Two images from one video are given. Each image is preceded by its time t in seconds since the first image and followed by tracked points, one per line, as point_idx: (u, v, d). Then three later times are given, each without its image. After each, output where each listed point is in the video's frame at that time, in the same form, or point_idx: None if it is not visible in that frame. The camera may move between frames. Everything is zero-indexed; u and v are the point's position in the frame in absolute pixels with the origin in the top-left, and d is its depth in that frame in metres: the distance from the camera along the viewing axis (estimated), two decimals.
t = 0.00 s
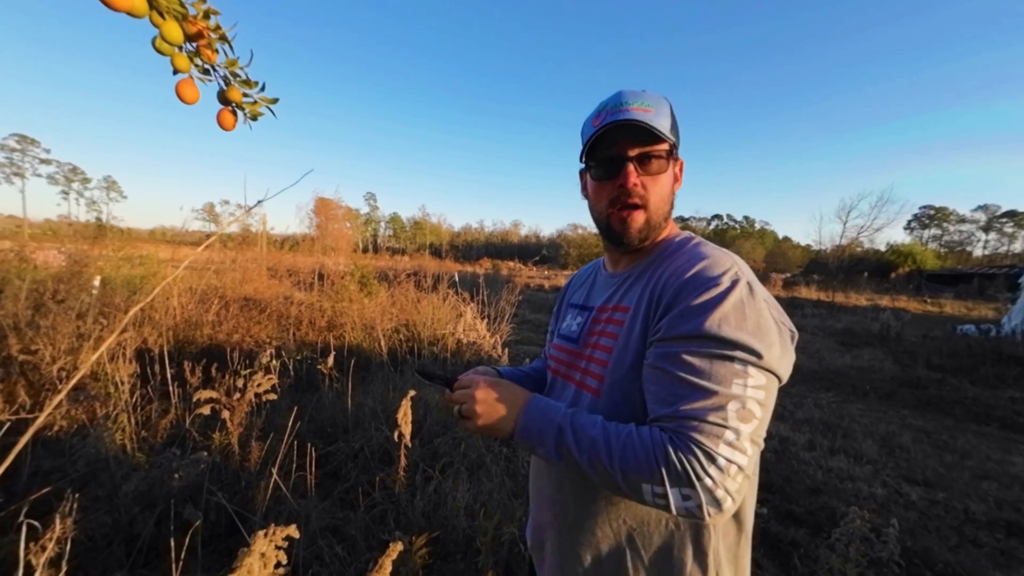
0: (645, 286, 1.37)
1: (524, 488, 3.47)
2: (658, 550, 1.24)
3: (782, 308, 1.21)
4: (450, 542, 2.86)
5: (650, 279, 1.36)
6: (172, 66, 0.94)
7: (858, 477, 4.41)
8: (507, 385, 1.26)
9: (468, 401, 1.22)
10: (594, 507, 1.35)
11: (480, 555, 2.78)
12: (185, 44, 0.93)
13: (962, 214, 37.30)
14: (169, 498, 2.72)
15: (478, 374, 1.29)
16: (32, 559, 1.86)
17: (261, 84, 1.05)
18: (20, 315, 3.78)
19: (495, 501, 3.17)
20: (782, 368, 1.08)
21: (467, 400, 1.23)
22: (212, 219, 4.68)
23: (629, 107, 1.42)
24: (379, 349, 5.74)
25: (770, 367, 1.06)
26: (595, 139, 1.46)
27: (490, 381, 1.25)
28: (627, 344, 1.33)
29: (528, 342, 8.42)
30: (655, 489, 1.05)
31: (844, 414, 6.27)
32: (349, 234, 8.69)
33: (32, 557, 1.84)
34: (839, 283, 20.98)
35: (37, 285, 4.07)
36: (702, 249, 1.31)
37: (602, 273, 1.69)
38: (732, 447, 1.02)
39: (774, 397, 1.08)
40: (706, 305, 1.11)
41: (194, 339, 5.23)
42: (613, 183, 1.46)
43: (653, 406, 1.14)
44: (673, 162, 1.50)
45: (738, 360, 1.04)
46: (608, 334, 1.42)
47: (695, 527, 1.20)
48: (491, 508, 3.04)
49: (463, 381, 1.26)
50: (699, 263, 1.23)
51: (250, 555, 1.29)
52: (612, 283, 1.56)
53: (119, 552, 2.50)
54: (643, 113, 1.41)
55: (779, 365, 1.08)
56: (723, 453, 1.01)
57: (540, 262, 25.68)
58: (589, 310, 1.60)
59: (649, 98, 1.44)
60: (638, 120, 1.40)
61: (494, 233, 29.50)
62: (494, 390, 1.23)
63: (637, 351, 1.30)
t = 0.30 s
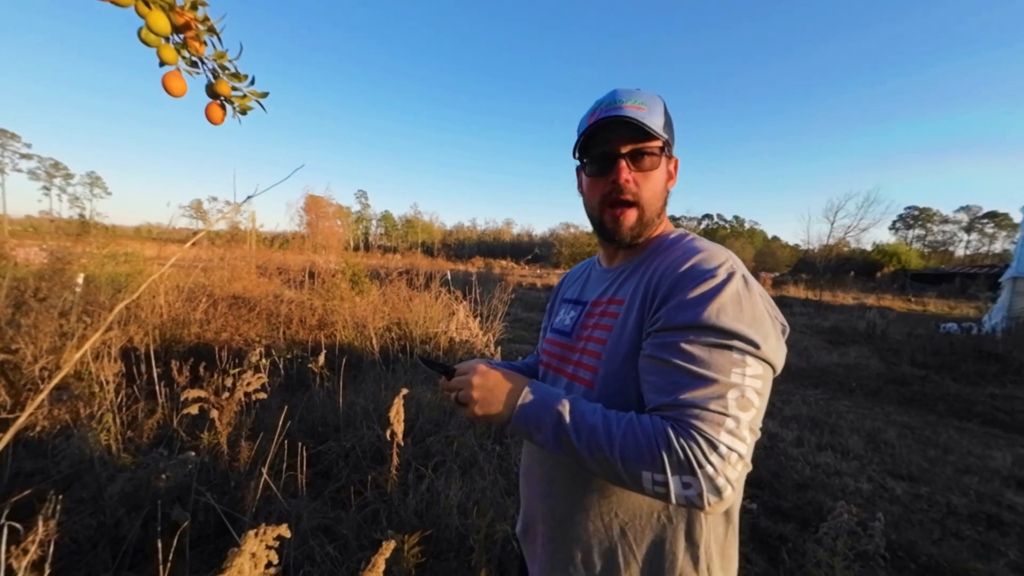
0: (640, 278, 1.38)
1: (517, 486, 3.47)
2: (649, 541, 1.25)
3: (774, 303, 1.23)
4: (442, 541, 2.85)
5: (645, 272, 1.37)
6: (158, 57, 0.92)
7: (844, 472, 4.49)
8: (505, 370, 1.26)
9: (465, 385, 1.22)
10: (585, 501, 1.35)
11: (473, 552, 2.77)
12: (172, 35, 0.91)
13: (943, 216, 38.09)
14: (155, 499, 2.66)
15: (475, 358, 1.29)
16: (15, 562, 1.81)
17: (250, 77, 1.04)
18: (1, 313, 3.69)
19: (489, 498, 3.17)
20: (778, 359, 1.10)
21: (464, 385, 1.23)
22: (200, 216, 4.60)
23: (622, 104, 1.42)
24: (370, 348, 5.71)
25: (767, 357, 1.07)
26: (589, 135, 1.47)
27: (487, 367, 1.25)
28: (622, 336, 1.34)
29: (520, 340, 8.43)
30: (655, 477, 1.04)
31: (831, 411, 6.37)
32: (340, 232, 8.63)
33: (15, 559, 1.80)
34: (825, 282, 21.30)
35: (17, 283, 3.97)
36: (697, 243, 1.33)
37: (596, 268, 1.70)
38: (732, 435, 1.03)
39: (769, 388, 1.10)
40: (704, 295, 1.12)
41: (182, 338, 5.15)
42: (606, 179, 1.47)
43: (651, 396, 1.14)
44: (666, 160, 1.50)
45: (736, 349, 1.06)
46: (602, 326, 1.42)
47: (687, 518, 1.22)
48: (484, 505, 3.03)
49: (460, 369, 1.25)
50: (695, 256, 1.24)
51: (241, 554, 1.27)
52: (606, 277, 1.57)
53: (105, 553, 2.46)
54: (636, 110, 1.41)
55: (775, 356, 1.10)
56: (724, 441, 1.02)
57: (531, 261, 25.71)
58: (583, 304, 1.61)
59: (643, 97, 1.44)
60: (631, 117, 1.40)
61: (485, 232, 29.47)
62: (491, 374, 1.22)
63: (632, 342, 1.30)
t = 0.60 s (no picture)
0: (648, 275, 1.38)
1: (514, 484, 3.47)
2: (647, 538, 1.26)
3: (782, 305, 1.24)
4: (439, 539, 2.86)
5: (652, 270, 1.38)
6: (154, 54, 0.91)
7: (837, 468, 4.54)
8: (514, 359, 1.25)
9: (475, 363, 1.20)
10: (584, 497, 1.36)
11: (470, 550, 2.77)
12: (167, 31, 0.91)
13: (933, 214, 38.46)
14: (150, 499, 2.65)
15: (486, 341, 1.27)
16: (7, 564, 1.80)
17: (246, 74, 1.03)
18: None
19: (485, 497, 3.17)
20: (785, 360, 1.12)
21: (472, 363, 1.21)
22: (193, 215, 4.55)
23: (626, 104, 1.42)
24: (366, 347, 5.70)
25: (775, 357, 1.09)
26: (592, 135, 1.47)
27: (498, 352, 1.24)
28: (628, 332, 1.34)
29: (517, 339, 8.42)
30: (662, 473, 1.05)
31: (824, 408, 6.43)
32: (335, 231, 8.51)
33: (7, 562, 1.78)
34: (819, 281, 21.44)
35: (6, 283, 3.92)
36: (705, 243, 1.33)
37: (600, 266, 1.71)
38: (741, 433, 1.03)
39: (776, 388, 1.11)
40: (715, 294, 1.13)
41: (175, 337, 5.11)
42: (611, 179, 1.48)
43: (659, 393, 1.14)
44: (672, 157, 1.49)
45: (746, 348, 1.06)
46: (607, 323, 1.42)
47: (686, 516, 1.23)
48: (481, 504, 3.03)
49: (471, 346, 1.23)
50: (704, 255, 1.25)
51: (239, 553, 1.27)
52: (611, 275, 1.58)
53: (99, 554, 2.44)
54: (639, 110, 1.41)
55: (783, 357, 1.11)
56: (733, 439, 1.02)
57: (527, 259, 25.78)
58: (587, 301, 1.61)
59: (646, 95, 1.44)
60: (634, 117, 1.40)
61: (481, 230, 29.42)
62: (502, 359, 1.21)
63: (637, 339, 1.30)
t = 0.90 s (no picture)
0: (655, 278, 1.38)
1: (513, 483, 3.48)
2: (648, 542, 1.26)
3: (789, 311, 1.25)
4: (438, 538, 2.86)
5: (658, 273, 1.38)
6: (151, 52, 0.91)
7: (833, 466, 4.57)
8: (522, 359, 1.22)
9: (481, 369, 1.17)
10: (585, 500, 1.36)
11: (468, 549, 2.78)
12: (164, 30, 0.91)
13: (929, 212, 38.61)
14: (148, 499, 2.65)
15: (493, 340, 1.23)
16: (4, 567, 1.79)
17: (244, 74, 1.02)
18: None
19: (484, 496, 3.18)
20: (794, 368, 1.12)
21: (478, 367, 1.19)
22: (189, 215, 4.54)
23: (643, 97, 1.44)
24: (364, 346, 5.69)
25: (784, 366, 1.09)
26: (607, 128, 1.48)
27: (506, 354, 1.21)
28: (633, 334, 1.34)
29: (515, 338, 8.43)
30: (670, 483, 1.05)
31: (821, 406, 6.47)
32: (333, 231, 8.49)
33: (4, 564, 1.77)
34: (816, 279, 21.53)
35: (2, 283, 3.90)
36: (713, 246, 1.33)
37: (603, 264, 1.71)
38: (750, 443, 1.04)
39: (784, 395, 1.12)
40: (726, 300, 1.13)
41: (172, 337, 5.10)
42: (625, 173, 1.48)
43: (667, 401, 1.14)
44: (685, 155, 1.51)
45: (756, 357, 1.07)
46: (611, 324, 1.42)
47: (687, 520, 1.23)
48: (480, 503, 3.03)
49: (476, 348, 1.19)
50: (714, 259, 1.25)
51: (238, 553, 1.27)
52: (615, 274, 1.58)
53: (97, 554, 2.44)
54: (657, 103, 1.43)
55: (791, 365, 1.11)
56: (743, 449, 1.03)
57: (525, 258, 25.81)
58: (590, 300, 1.61)
59: (663, 89, 1.46)
60: (652, 109, 1.42)
61: (479, 229, 29.41)
62: (509, 365, 1.18)
63: (643, 341, 1.31)
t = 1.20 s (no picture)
0: (664, 281, 1.38)
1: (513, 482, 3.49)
2: (652, 545, 1.26)
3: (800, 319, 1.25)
4: (439, 538, 2.86)
5: (668, 277, 1.38)
6: (150, 56, 0.91)
7: (833, 464, 4.58)
8: (529, 366, 1.15)
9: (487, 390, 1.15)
10: (588, 503, 1.36)
11: (469, 549, 2.78)
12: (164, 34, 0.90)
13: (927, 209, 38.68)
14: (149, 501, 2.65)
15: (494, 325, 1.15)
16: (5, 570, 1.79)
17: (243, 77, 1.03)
18: None
19: (484, 495, 3.18)
20: (806, 375, 1.13)
21: (484, 385, 1.16)
22: (188, 215, 4.54)
23: (657, 97, 1.44)
24: (364, 347, 5.69)
25: (797, 374, 1.10)
26: (620, 129, 1.48)
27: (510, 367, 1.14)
28: (642, 337, 1.34)
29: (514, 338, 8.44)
30: (684, 491, 1.05)
31: (820, 404, 6.48)
32: (331, 231, 8.49)
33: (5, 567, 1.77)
34: (814, 277, 21.55)
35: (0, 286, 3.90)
36: (724, 251, 1.33)
37: (609, 265, 1.71)
38: (765, 452, 1.04)
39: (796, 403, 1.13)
40: (740, 307, 1.12)
41: (171, 339, 5.10)
42: (637, 175, 1.49)
43: (681, 407, 1.13)
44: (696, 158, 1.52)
45: (771, 365, 1.07)
46: (620, 327, 1.42)
47: (690, 523, 1.24)
48: (480, 502, 3.04)
49: (481, 361, 1.13)
50: (726, 264, 1.25)
51: (240, 554, 1.27)
52: (621, 276, 1.58)
53: (98, 557, 2.43)
54: (671, 104, 1.43)
55: (804, 373, 1.12)
56: (759, 458, 1.03)
57: (524, 258, 25.83)
58: (596, 301, 1.61)
59: (677, 89, 1.45)
60: (667, 111, 1.42)
61: (478, 229, 29.42)
62: (515, 382, 1.13)
63: (652, 344, 1.30)
